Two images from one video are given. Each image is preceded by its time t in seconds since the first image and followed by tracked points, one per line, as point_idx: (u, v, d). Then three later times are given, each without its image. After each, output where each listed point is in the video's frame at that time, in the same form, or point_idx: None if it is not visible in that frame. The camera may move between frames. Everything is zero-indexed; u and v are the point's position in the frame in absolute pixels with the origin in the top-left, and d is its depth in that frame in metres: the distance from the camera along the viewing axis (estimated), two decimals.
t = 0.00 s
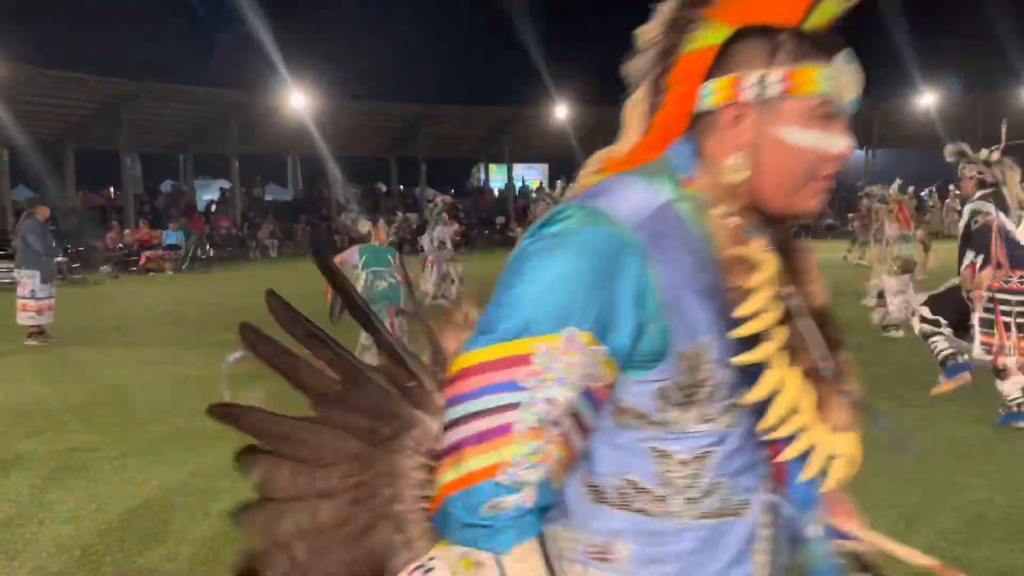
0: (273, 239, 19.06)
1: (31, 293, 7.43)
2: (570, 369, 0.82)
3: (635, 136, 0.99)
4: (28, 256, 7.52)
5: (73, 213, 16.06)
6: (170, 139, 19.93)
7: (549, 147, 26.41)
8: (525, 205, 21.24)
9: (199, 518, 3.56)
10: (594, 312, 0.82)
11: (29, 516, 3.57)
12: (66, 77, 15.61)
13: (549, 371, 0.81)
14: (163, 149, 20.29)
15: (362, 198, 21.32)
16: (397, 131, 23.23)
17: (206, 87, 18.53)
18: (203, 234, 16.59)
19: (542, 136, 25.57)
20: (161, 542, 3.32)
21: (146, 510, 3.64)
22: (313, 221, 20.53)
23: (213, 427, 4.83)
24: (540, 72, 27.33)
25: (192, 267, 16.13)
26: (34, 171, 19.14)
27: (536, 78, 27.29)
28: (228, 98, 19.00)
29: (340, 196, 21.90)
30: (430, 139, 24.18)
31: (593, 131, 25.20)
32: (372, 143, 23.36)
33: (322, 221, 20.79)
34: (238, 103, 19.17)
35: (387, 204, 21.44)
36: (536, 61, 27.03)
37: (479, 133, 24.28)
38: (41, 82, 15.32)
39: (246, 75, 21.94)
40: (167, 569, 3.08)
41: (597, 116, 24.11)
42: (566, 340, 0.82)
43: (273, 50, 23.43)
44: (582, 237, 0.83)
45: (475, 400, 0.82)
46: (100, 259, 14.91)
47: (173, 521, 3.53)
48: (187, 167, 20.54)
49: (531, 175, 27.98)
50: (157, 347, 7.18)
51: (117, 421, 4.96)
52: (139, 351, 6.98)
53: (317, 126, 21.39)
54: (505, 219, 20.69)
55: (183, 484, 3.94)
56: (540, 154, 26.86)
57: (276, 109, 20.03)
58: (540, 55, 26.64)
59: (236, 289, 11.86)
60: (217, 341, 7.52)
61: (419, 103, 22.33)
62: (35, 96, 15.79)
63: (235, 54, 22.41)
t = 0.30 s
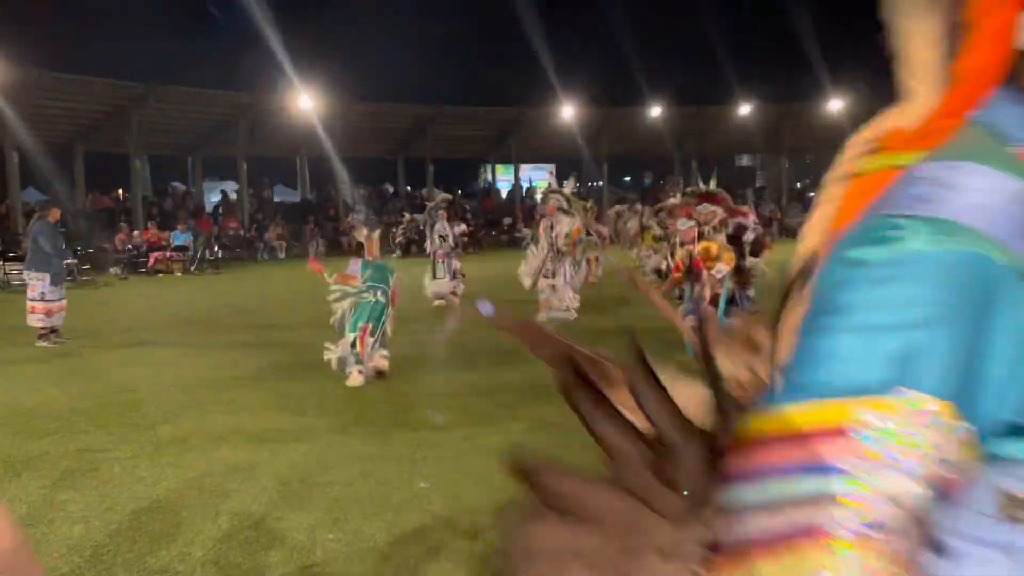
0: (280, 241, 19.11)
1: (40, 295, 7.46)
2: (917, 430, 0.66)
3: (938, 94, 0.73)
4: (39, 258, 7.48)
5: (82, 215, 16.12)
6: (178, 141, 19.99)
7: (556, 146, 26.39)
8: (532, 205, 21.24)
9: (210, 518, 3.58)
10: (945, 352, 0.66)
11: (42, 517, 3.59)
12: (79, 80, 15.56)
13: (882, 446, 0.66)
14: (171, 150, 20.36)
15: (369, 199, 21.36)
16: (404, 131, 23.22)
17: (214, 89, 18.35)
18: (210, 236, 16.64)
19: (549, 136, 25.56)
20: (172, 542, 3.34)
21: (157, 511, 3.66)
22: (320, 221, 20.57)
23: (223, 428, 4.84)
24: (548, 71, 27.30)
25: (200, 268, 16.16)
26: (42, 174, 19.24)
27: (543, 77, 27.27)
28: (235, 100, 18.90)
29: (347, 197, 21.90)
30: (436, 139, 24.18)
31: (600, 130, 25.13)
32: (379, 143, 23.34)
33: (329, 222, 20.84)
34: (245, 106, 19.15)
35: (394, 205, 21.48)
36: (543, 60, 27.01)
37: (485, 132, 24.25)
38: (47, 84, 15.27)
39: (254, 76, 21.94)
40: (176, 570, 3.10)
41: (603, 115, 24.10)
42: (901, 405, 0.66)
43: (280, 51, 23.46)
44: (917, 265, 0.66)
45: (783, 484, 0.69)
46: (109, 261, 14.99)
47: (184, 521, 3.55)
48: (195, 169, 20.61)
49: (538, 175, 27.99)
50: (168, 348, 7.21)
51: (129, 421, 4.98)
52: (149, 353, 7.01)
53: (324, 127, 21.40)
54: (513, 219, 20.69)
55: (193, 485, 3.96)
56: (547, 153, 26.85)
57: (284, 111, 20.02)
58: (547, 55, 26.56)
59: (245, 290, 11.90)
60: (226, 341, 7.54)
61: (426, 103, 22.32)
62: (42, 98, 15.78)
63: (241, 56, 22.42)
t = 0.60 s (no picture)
0: (285, 242, 19.14)
1: (48, 295, 7.50)
2: None
3: None
4: (48, 260, 7.50)
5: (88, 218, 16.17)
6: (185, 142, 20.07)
7: (560, 146, 26.37)
8: (536, 206, 21.21)
9: (217, 517, 3.60)
10: None
11: (50, 517, 3.61)
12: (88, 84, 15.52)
13: None
14: (177, 151, 20.44)
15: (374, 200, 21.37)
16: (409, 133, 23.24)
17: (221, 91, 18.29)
18: (216, 237, 16.68)
19: (553, 136, 25.53)
20: (178, 542, 3.36)
21: (164, 511, 3.69)
22: (325, 222, 20.59)
23: (229, 428, 4.87)
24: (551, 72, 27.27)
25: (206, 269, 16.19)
26: (51, 175, 19.36)
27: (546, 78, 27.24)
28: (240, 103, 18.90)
29: (352, 198, 21.91)
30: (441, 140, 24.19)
31: (605, 131, 25.10)
32: (384, 144, 23.36)
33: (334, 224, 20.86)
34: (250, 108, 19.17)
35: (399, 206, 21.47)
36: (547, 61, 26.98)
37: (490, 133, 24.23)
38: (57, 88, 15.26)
39: (259, 78, 21.97)
40: (183, 570, 3.12)
41: (607, 115, 24.07)
42: None
43: (285, 53, 23.49)
44: None
45: None
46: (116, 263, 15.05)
47: (191, 521, 3.58)
48: (201, 171, 20.68)
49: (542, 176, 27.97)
50: (174, 350, 7.24)
51: (135, 422, 5.00)
52: (156, 354, 7.04)
53: (329, 129, 21.42)
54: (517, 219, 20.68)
55: (200, 485, 3.99)
56: (551, 154, 26.83)
57: (290, 113, 20.05)
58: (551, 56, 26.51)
59: (250, 291, 11.93)
60: (232, 343, 7.55)
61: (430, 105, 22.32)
62: (52, 100, 15.81)
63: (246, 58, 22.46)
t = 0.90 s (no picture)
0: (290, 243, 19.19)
1: (58, 296, 7.52)
2: None
3: None
4: (55, 261, 7.54)
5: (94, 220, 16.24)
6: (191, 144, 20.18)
7: (564, 146, 26.37)
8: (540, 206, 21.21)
9: (221, 518, 3.61)
10: None
11: (55, 518, 3.63)
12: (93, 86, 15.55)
13: None
14: (182, 153, 20.51)
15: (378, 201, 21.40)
16: (413, 134, 23.28)
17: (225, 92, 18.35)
18: (221, 238, 16.73)
19: (557, 136, 25.53)
20: (183, 543, 3.37)
21: (168, 512, 3.70)
22: (329, 223, 20.64)
23: (233, 428, 4.89)
24: (555, 72, 27.26)
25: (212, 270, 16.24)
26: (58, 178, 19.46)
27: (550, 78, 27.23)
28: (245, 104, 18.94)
29: (357, 198, 21.97)
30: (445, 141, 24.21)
31: (609, 131, 25.09)
32: (389, 145, 23.43)
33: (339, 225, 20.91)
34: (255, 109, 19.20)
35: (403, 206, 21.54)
36: (551, 61, 26.99)
37: (494, 133, 24.22)
38: (61, 89, 15.28)
39: (264, 80, 22.03)
40: (187, 570, 3.13)
41: (611, 115, 24.07)
42: None
43: (289, 54, 23.53)
44: None
45: None
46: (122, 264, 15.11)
47: (197, 521, 3.59)
48: (206, 172, 20.73)
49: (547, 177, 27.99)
50: (178, 351, 7.25)
51: (140, 423, 5.02)
52: (158, 355, 7.04)
53: (333, 130, 21.45)
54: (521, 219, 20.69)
55: (204, 486, 4.00)
56: (555, 154, 26.84)
57: (295, 114, 20.09)
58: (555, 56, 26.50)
59: (254, 293, 11.94)
60: (237, 343, 7.58)
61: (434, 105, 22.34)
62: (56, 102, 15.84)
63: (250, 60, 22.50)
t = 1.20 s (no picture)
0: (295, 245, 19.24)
1: (69, 296, 7.57)
2: None
3: None
4: (64, 262, 7.57)
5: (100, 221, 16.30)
6: (197, 145, 20.28)
7: (569, 147, 26.35)
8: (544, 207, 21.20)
9: (226, 519, 3.62)
10: None
11: (61, 518, 3.65)
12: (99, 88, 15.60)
13: None
14: (188, 154, 20.57)
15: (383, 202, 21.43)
16: (418, 135, 23.30)
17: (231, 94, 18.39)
18: (226, 239, 16.78)
19: (562, 137, 25.53)
20: (188, 543, 3.38)
21: (173, 512, 3.70)
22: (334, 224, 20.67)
23: (238, 429, 4.89)
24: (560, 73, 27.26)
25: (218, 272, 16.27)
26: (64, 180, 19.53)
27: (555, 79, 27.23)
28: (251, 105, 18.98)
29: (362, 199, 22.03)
30: (450, 141, 24.23)
31: (614, 131, 25.06)
32: (394, 146, 23.49)
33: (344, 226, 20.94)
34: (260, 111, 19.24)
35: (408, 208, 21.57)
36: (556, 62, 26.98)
37: (499, 134, 24.21)
38: (66, 91, 15.32)
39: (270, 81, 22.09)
40: (192, 571, 3.14)
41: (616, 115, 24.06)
42: None
43: (294, 56, 23.58)
44: None
45: None
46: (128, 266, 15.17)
47: (202, 522, 3.59)
48: (212, 173, 20.79)
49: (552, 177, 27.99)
50: (184, 352, 7.27)
51: (146, 424, 5.04)
52: (164, 356, 7.06)
53: (338, 131, 21.47)
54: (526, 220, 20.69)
55: (210, 486, 4.01)
56: (559, 155, 26.83)
57: (300, 115, 20.15)
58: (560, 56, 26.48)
59: (259, 294, 11.96)
60: (242, 344, 7.60)
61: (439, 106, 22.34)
62: (62, 104, 15.89)
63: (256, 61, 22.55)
